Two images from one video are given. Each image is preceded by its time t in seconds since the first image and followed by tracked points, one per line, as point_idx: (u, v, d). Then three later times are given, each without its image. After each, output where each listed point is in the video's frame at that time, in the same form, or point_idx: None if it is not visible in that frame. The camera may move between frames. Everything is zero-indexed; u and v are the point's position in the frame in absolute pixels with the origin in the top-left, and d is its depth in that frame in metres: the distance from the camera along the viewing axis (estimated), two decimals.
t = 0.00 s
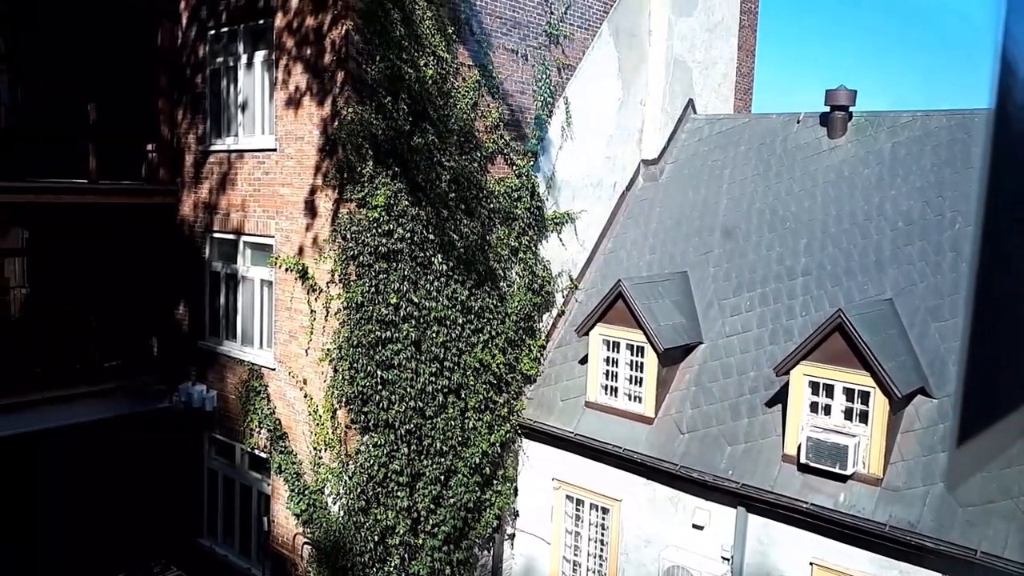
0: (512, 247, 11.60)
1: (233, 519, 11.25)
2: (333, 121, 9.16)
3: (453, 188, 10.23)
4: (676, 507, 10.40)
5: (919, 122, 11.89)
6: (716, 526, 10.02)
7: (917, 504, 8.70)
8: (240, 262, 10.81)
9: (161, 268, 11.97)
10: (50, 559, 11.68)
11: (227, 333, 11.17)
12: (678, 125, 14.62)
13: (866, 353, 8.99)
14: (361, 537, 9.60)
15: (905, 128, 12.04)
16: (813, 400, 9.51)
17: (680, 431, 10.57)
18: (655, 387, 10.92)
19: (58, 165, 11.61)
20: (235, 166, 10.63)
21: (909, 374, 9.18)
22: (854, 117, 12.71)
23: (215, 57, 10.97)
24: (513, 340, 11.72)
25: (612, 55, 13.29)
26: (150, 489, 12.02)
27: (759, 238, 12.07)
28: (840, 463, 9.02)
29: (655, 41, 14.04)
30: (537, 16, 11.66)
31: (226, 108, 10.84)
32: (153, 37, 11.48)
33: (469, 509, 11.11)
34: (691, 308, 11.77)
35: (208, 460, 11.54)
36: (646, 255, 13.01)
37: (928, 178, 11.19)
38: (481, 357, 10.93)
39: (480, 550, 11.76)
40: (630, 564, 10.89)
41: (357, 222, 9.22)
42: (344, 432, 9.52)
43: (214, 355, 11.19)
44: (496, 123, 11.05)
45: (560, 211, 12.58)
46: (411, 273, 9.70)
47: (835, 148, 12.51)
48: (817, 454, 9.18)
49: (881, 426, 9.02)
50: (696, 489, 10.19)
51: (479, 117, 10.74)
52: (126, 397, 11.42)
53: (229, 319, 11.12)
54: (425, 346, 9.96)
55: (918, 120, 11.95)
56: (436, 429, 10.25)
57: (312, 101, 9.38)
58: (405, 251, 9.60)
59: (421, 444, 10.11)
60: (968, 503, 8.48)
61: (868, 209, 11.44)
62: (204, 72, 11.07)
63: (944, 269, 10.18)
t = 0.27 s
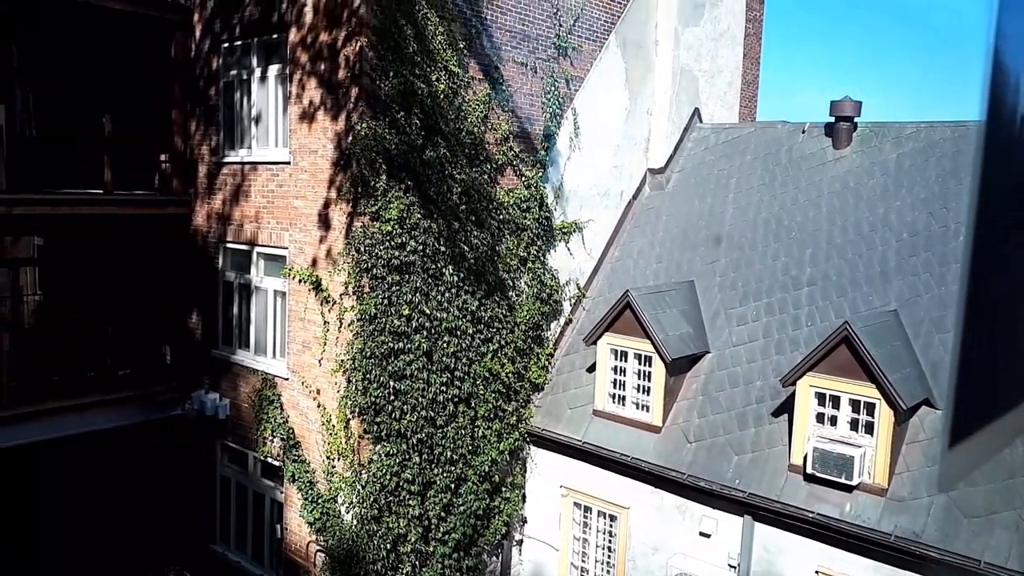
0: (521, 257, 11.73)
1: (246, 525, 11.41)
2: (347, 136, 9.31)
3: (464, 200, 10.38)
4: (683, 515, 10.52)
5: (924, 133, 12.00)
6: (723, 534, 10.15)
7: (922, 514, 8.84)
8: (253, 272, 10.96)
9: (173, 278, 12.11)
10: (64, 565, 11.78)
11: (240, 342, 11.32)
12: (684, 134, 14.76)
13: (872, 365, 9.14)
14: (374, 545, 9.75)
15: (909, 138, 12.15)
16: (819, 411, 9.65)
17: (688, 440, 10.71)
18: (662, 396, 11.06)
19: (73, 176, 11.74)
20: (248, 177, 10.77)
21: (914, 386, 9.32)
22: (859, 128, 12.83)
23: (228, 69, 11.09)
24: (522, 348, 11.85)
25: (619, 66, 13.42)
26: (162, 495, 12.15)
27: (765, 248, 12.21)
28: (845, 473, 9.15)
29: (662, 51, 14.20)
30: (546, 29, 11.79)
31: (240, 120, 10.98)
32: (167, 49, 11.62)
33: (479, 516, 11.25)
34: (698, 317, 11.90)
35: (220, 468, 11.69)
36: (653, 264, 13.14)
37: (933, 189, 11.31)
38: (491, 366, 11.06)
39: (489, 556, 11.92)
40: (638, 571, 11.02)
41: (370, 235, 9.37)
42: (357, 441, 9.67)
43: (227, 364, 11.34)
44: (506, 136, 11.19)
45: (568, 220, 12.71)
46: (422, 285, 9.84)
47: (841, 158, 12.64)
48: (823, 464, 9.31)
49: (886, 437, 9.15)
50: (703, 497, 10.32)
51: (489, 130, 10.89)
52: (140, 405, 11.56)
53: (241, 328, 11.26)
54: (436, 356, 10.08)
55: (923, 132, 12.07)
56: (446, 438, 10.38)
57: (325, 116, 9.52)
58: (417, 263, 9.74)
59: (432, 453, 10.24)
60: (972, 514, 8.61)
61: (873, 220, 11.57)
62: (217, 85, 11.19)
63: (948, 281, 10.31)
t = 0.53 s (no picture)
0: (530, 271, 11.88)
1: (261, 537, 11.59)
2: (362, 155, 9.50)
3: (475, 217, 10.54)
4: (691, 527, 10.66)
5: (927, 148, 12.15)
6: (731, 546, 10.29)
7: (927, 527, 8.99)
8: (267, 287, 11.13)
9: (187, 292, 12.27)
10: None
11: (254, 356, 11.48)
12: (690, 147, 14.94)
13: (877, 381, 9.30)
14: (387, 558, 9.92)
15: (913, 153, 12.31)
16: (825, 425, 9.82)
17: (696, 453, 10.87)
18: (670, 409, 11.22)
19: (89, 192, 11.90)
20: (262, 195, 10.94)
21: (919, 401, 9.48)
22: (863, 142, 12.98)
23: (242, 87, 11.25)
24: (531, 361, 11.99)
25: (626, 81, 13.60)
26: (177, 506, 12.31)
27: (770, 262, 12.37)
28: (852, 487, 9.31)
29: (667, 66, 14.38)
30: (555, 46, 11.95)
31: (254, 138, 11.15)
32: (181, 67, 11.78)
33: (489, 527, 11.40)
34: (705, 330, 12.06)
35: (234, 479, 11.87)
36: (659, 277, 13.30)
37: (937, 204, 11.46)
38: (501, 380, 11.20)
39: (499, 566, 12.07)
40: None
41: (385, 254, 9.57)
42: (370, 456, 9.88)
43: (240, 378, 11.51)
44: (516, 152, 11.37)
45: (575, 234, 12.86)
46: (435, 301, 9.99)
47: (845, 172, 12.80)
48: (830, 478, 9.46)
49: (892, 451, 9.32)
50: (711, 509, 10.46)
51: (499, 147, 11.07)
52: (154, 418, 11.72)
53: (255, 342, 11.43)
54: (448, 371, 10.20)
55: (926, 146, 12.21)
56: (458, 451, 10.51)
57: (340, 136, 9.71)
58: (429, 280, 9.90)
59: (444, 467, 10.37)
60: (977, 528, 8.77)
61: (878, 235, 11.73)
62: (231, 102, 11.36)
63: (952, 296, 10.46)
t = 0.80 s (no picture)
0: (539, 280, 12.02)
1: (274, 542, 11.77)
2: (376, 168, 9.67)
3: (485, 227, 10.69)
4: (699, 533, 10.81)
5: (931, 158, 12.29)
6: (738, 552, 10.43)
7: (932, 535, 9.14)
8: (280, 296, 11.29)
9: (200, 299, 12.43)
10: None
11: (267, 364, 11.65)
12: (696, 155, 15.09)
13: (883, 391, 9.46)
14: (400, 564, 10.07)
15: (918, 163, 12.44)
16: (832, 434, 9.97)
17: (703, 460, 11.02)
18: (678, 416, 11.36)
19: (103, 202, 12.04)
20: (276, 205, 11.11)
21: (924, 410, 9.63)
22: (868, 151, 13.13)
23: (255, 99, 11.40)
24: (540, 369, 12.12)
25: (632, 90, 13.73)
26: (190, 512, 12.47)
27: (776, 270, 12.51)
28: (858, 495, 9.43)
29: (674, 75, 14.54)
30: (563, 58, 12.08)
31: (267, 149, 11.32)
32: (194, 78, 11.93)
33: (498, 533, 11.55)
34: (712, 338, 12.20)
35: (247, 485, 12.04)
36: (666, 285, 13.45)
37: (941, 214, 11.60)
38: (511, 388, 11.32)
39: (508, 571, 12.22)
40: None
41: (398, 265, 9.72)
42: (383, 464, 10.02)
43: (253, 385, 11.67)
44: (525, 163, 11.52)
45: (583, 242, 13.00)
46: (446, 311, 10.14)
47: (850, 182, 12.93)
48: (837, 485, 9.60)
49: (897, 460, 9.46)
50: (718, 516, 10.60)
51: (508, 158, 11.23)
52: (168, 425, 11.89)
53: (268, 350, 11.60)
54: (459, 380, 10.35)
55: (931, 156, 12.35)
56: (469, 458, 10.66)
57: (353, 149, 9.89)
58: (441, 290, 10.05)
59: (455, 473, 10.52)
60: (981, 536, 8.92)
61: (883, 244, 11.87)
62: (244, 113, 11.51)
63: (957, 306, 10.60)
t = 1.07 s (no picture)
0: (546, 290, 12.13)
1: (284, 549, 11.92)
2: (386, 183, 9.82)
3: (494, 240, 10.81)
4: (705, 542, 10.91)
5: (934, 170, 12.40)
6: (743, 562, 10.54)
7: (936, 545, 9.24)
8: (291, 307, 11.42)
9: (210, 310, 12.55)
10: None
11: (277, 374, 11.77)
12: (700, 165, 15.23)
13: (888, 403, 9.57)
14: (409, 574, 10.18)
15: (921, 174, 12.55)
16: (837, 445, 10.08)
17: (709, 469, 11.13)
18: (684, 426, 11.48)
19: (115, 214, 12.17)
20: (287, 218, 11.24)
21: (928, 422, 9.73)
22: (871, 162, 13.23)
23: (265, 112, 11.53)
24: (546, 379, 12.23)
25: (638, 101, 13.87)
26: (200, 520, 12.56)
27: (781, 280, 12.63)
28: (863, 505, 9.54)
29: (678, 86, 14.65)
30: (570, 70, 12.20)
31: (277, 162, 11.45)
32: (205, 91, 12.05)
33: (506, 541, 11.65)
34: (717, 348, 12.32)
35: (257, 494, 12.16)
36: (671, 294, 13.57)
37: (944, 226, 11.71)
38: (519, 398, 11.41)
39: None
40: None
41: (408, 278, 9.85)
42: (393, 474, 10.13)
43: (263, 395, 11.79)
44: (533, 176, 11.65)
45: (589, 253, 13.11)
46: (455, 323, 10.25)
47: (854, 192, 13.04)
48: (842, 496, 9.71)
49: (901, 471, 9.57)
50: (724, 525, 10.70)
51: (516, 171, 11.35)
52: (179, 434, 12.02)
53: (278, 361, 11.72)
54: (468, 391, 10.46)
55: (934, 167, 12.46)
56: (477, 468, 10.77)
57: (364, 163, 10.04)
58: (451, 303, 10.16)
59: (464, 483, 10.63)
60: (984, 546, 9.02)
61: (886, 255, 11.99)
62: (254, 126, 11.63)
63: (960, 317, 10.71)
